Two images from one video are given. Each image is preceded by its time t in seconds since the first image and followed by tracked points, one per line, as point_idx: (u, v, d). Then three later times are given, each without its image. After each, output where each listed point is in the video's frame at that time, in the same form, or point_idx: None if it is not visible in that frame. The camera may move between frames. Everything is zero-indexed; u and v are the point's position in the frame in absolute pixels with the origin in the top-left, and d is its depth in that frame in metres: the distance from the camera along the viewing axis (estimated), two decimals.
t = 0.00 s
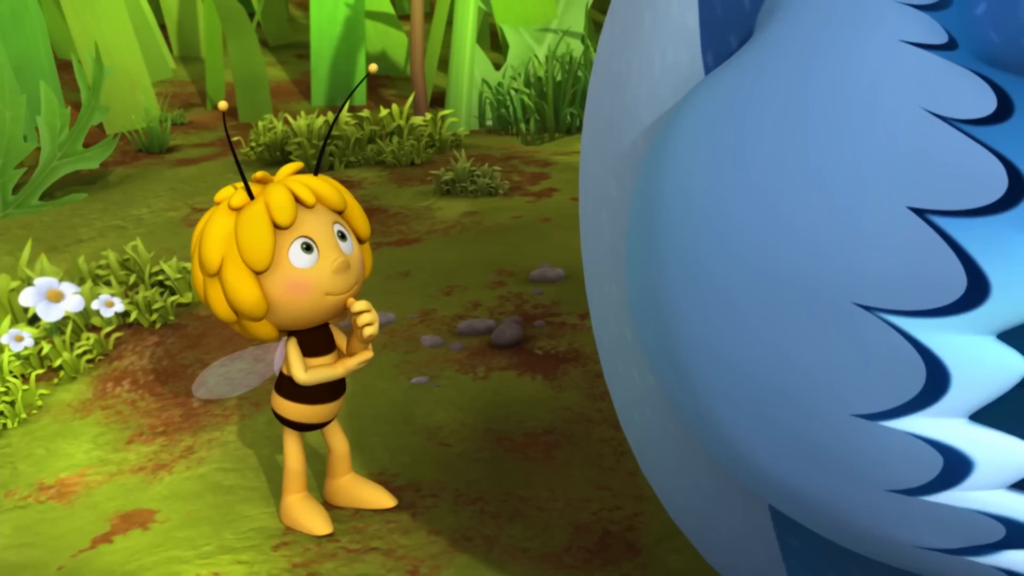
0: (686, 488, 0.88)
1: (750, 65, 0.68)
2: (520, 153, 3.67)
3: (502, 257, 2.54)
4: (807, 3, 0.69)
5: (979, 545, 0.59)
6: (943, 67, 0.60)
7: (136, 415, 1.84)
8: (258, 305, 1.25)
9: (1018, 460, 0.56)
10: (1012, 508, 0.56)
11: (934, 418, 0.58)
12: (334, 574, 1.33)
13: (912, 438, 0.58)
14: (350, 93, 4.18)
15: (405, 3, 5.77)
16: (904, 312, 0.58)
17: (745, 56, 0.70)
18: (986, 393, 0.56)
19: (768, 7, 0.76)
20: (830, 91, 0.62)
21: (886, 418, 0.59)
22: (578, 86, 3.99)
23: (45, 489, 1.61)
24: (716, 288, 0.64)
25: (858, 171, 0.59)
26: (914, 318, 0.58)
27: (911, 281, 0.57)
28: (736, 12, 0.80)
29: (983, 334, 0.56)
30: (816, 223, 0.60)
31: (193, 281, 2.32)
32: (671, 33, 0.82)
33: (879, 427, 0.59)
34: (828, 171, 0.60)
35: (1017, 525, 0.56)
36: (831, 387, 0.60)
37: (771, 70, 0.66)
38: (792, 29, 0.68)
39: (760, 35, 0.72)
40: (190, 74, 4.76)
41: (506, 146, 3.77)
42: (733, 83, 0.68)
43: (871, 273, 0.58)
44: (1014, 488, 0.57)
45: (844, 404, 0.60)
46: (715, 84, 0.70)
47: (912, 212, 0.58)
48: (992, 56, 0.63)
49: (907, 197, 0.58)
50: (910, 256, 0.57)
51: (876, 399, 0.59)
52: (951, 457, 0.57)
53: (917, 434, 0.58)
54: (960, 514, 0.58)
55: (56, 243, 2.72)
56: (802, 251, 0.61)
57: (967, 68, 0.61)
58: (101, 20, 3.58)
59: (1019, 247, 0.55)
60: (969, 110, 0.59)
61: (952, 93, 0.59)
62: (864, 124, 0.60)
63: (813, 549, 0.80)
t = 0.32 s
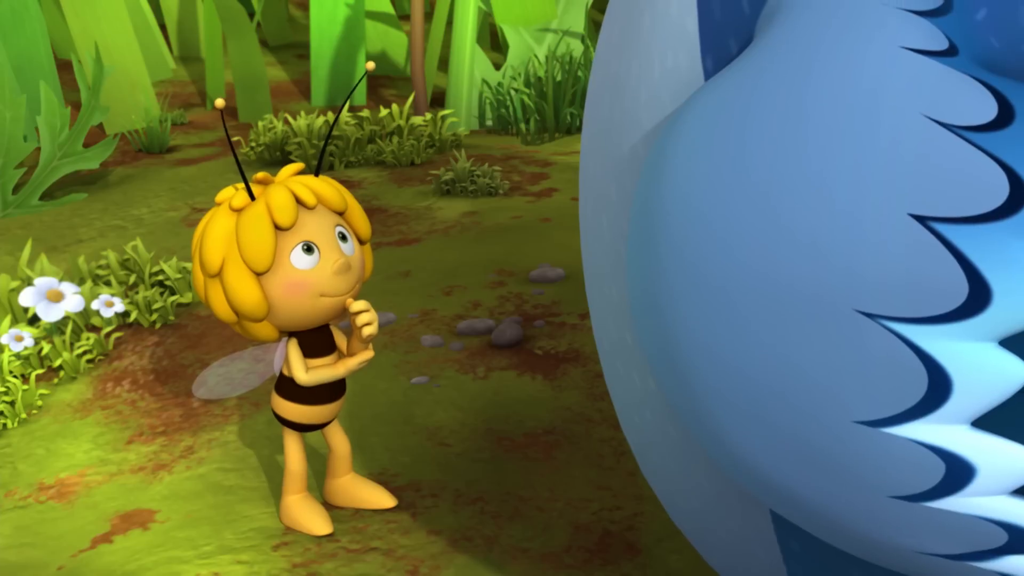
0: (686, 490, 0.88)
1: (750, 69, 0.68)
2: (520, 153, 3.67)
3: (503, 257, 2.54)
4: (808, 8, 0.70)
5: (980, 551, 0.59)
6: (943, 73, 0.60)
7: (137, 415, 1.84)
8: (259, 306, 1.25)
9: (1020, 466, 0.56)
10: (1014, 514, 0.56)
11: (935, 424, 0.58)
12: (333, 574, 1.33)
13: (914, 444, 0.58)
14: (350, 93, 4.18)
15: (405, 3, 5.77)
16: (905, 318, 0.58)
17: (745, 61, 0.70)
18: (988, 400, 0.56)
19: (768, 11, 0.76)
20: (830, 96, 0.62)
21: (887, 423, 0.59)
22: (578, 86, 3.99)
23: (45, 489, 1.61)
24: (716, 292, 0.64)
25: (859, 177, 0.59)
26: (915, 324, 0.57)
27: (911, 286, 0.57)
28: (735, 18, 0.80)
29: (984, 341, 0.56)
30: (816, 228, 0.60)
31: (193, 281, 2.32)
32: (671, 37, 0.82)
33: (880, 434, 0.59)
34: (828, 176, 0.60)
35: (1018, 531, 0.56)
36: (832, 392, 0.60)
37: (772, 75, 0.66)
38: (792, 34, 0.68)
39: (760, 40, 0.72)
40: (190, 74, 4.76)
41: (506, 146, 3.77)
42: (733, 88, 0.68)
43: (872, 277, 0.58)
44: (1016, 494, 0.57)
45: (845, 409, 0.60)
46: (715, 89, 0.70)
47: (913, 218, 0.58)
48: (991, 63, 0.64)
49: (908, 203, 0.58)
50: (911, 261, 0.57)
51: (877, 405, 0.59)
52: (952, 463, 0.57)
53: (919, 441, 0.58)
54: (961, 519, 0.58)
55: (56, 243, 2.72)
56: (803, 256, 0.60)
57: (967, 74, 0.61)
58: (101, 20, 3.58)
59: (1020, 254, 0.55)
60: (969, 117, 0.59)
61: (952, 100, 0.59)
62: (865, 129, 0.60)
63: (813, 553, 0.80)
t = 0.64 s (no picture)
0: (686, 492, 0.88)
1: (751, 73, 0.68)
2: (520, 153, 3.67)
3: (502, 257, 2.54)
4: (809, 12, 0.70)
5: (983, 555, 0.59)
6: (943, 78, 0.60)
7: (137, 415, 1.84)
8: (260, 308, 1.25)
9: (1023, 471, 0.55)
10: (1016, 518, 0.56)
11: (937, 429, 0.58)
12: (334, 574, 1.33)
13: (915, 449, 0.58)
14: (350, 93, 4.18)
15: (405, 3, 5.77)
16: (906, 324, 0.58)
17: (745, 65, 0.70)
18: (990, 405, 0.56)
19: (769, 13, 0.76)
20: (831, 100, 0.62)
21: (888, 428, 0.59)
22: (578, 86, 3.99)
23: (45, 489, 1.61)
24: (716, 295, 0.64)
25: (860, 181, 0.59)
26: (916, 330, 0.57)
27: (911, 291, 0.57)
28: (734, 21, 0.80)
29: (986, 346, 0.56)
30: (817, 232, 0.60)
31: (193, 281, 2.33)
32: (669, 40, 0.83)
33: (882, 439, 0.59)
34: (830, 180, 0.60)
35: (1020, 535, 0.56)
36: (833, 396, 0.60)
37: (773, 79, 0.66)
38: (793, 38, 0.68)
39: (761, 44, 0.71)
40: (190, 74, 4.77)
41: (506, 147, 3.77)
42: (733, 91, 0.68)
43: (872, 282, 0.58)
44: (1017, 498, 0.57)
45: (845, 414, 0.60)
46: (716, 93, 0.70)
47: (914, 224, 0.58)
48: (992, 67, 0.64)
49: (909, 208, 0.58)
50: (911, 265, 0.57)
51: (878, 411, 0.59)
52: (954, 468, 0.57)
53: (921, 446, 0.58)
54: (962, 523, 0.58)
55: (56, 243, 2.72)
56: (804, 260, 0.60)
57: (968, 79, 0.61)
58: (101, 20, 3.58)
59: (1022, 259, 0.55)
60: (970, 121, 0.58)
61: (953, 104, 0.59)
62: (865, 134, 0.60)
63: (814, 556, 0.80)
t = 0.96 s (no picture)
0: (687, 492, 0.88)
1: (752, 74, 0.68)
2: (520, 153, 3.67)
3: (502, 257, 2.54)
4: (809, 14, 0.70)
5: (984, 556, 0.59)
6: (945, 79, 0.60)
7: (136, 415, 1.84)
8: (242, 277, 1.30)
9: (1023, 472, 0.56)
10: (1016, 520, 0.56)
11: (938, 430, 0.58)
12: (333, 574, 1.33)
13: (916, 451, 0.58)
14: (350, 93, 4.18)
15: (405, 3, 5.77)
16: (907, 326, 0.58)
17: (746, 66, 0.70)
18: (991, 406, 0.56)
19: (770, 12, 0.76)
20: (832, 102, 0.62)
21: (889, 430, 0.59)
22: (578, 86, 3.99)
23: (45, 489, 1.61)
24: (716, 295, 0.64)
25: (862, 181, 0.59)
26: (918, 331, 0.57)
27: (912, 292, 0.57)
28: (735, 21, 0.80)
29: (987, 348, 0.56)
30: (819, 233, 0.60)
31: (193, 281, 2.33)
32: (669, 39, 0.83)
33: (882, 440, 0.59)
34: (831, 182, 0.60)
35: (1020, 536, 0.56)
36: (833, 396, 0.60)
37: (774, 80, 0.66)
38: (794, 38, 0.68)
39: (761, 45, 0.72)
40: (190, 74, 4.76)
41: (506, 147, 3.77)
42: (734, 92, 0.68)
43: (873, 282, 0.58)
44: (1017, 500, 0.57)
45: (846, 414, 0.60)
46: (718, 93, 0.70)
47: (915, 225, 0.58)
48: (992, 68, 0.64)
49: (910, 209, 0.58)
50: (913, 266, 0.57)
51: (879, 412, 0.59)
52: (955, 469, 0.57)
53: (921, 447, 0.58)
54: (962, 524, 0.58)
55: (56, 243, 2.72)
56: (804, 261, 0.60)
57: (970, 80, 0.61)
58: (101, 20, 3.58)
59: None
60: (971, 122, 0.58)
61: (954, 105, 0.59)
62: (867, 135, 0.60)
63: (814, 556, 0.80)
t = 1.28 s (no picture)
0: (687, 490, 0.88)
1: (755, 73, 0.68)
2: (520, 153, 3.67)
3: (502, 257, 2.54)
4: (813, 13, 0.70)
5: (986, 557, 0.59)
6: (949, 80, 0.60)
7: (136, 415, 1.84)
8: (243, 275, 1.31)
9: None
10: (1016, 522, 0.57)
11: (941, 432, 0.58)
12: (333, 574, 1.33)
13: (919, 452, 0.58)
14: (350, 93, 4.18)
15: (405, 3, 5.76)
16: (910, 326, 0.58)
17: (749, 65, 0.70)
18: (994, 408, 0.56)
19: (774, 10, 0.76)
20: (835, 102, 0.62)
21: (893, 431, 0.59)
22: (578, 86, 3.99)
23: (45, 489, 1.61)
24: (718, 296, 0.64)
25: (865, 181, 0.59)
26: (920, 333, 0.57)
27: (915, 292, 0.57)
28: (738, 20, 0.80)
29: (990, 349, 0.56)
30: (823, 234, 0.60)
31: (193, 281, 2.33)
32: (671, 36, 0.83)
33: (885, 441, 0.59)
34: (834, 183, 0.60)
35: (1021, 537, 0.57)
36: (836, 396, 0.60)
37: (777, 80, 0.66)
38: (797, 38, 0.68)
39: (764, 45, 0.72)
40: (190, 74, 4.76)
41: (506, 146, 3.77)
42: (736, 92, 0.68)
43: (877, 283, 0.58)
44: (1019, 501, 0.57)
45: (849, 414, 0.60)
46: (720, 92, 0.70)
47: (920, 226, 0.58)
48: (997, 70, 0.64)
49: (914, 210, 0.58)
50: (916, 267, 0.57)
51: (882, 413, 0.58)
52: (958, 471, 0.57)
53: (924, 448, 0.58)
54: (965, 526, 0.58)
55: (56, 243, 2.72)
56: (808, 262, 0.60)
57: (973, 81, 0.61)
58: (101, 20, 3.58)
59: None
60: (976, 124, 0.58)
61: (959, 106, 0.59)
62: (870, 136, 0.60)
63: (815, 555, 0.80)
